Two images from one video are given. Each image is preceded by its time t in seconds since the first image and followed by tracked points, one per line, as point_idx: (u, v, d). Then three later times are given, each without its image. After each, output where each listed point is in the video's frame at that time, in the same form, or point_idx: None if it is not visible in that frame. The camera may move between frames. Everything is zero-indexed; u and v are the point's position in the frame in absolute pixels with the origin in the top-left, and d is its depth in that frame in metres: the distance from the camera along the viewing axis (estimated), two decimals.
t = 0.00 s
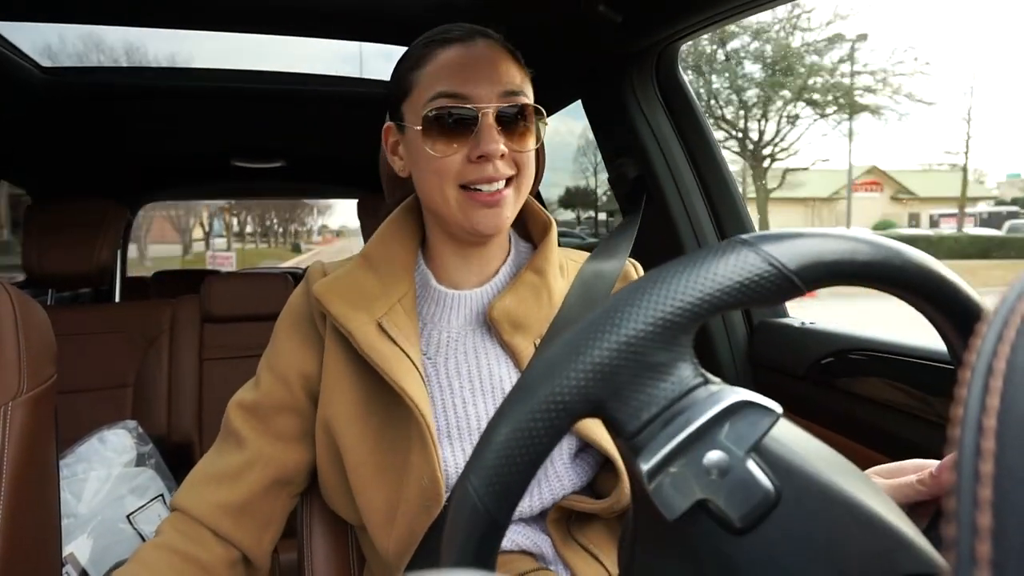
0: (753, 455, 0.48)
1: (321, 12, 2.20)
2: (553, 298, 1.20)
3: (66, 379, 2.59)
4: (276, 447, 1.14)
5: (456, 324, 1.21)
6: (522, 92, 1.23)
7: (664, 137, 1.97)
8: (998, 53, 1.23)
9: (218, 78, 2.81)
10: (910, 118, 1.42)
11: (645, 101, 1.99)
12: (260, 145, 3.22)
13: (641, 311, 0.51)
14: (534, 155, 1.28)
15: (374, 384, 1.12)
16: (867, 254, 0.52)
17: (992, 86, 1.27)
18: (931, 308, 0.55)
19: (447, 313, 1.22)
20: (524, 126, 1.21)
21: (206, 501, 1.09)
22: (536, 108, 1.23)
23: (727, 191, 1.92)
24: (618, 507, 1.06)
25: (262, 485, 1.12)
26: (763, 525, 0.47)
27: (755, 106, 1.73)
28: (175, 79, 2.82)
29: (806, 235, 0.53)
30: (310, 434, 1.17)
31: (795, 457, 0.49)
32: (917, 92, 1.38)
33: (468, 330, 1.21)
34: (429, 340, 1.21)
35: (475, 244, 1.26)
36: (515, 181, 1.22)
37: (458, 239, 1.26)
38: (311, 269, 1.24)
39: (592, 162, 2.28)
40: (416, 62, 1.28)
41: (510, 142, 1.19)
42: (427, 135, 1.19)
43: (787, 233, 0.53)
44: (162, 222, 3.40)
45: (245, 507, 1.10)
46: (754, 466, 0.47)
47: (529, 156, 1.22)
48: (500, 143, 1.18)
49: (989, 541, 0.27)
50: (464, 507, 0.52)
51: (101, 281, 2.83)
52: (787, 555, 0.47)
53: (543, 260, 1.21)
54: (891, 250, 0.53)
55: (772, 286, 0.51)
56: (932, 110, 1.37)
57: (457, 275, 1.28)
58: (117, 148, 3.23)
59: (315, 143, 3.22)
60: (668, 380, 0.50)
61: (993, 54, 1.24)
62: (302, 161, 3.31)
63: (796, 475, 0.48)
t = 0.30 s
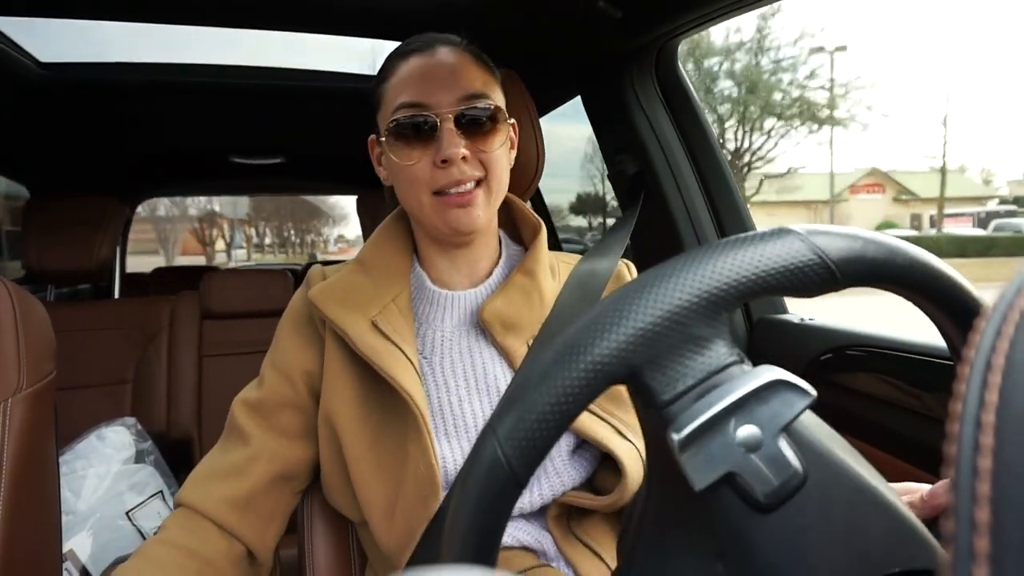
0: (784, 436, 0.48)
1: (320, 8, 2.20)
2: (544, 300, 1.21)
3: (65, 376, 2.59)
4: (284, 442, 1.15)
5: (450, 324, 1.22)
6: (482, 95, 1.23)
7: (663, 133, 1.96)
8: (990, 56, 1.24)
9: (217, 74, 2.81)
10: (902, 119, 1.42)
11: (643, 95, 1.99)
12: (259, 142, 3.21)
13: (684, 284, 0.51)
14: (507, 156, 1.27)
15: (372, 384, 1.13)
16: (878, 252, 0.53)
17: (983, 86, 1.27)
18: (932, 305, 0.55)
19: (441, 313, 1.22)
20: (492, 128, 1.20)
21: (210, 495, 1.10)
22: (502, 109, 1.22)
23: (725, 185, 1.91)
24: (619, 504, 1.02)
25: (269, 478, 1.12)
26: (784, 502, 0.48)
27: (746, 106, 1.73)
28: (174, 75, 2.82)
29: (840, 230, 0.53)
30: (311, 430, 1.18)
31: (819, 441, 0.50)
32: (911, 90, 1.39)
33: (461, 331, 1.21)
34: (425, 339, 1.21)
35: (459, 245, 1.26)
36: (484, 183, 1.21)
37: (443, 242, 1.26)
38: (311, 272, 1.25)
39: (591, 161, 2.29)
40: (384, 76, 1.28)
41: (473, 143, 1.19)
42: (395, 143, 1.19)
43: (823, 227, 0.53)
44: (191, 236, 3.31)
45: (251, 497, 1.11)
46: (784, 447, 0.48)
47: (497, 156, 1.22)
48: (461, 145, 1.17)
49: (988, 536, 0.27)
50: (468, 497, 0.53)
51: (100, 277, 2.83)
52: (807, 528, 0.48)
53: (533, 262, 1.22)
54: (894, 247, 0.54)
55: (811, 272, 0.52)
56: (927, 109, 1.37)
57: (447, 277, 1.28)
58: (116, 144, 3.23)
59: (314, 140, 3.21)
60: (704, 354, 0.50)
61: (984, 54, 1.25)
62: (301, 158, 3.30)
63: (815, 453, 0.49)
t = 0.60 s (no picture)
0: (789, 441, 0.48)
1: (321, 12, 2.20)
2: (542, 296, 1.20)
3: (66, 380, 2.59)
4: (276, 443, 1.15)
5: (445, 322, 1.21)
6: (496, 96, 1.23)
7: (663, 137, 1.96)
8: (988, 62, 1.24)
9: (218, 78, 2.81)
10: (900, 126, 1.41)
11: (643, 98, 1.99)
12: (260, 146, 3.21)
13: (692, 286, 0.51)
14: (514, 159, 1.27)
15: (369, 381, 1.13)
16: (877, 258, 0.52)
17: (982, 95, 1.26)
18: (931, 310, 0.55)
19: (436, 310, 1.22)
20: (501, 128, 1.20)
21: (209, 497, 1.10)
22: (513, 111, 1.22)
23: (725, 188, 1.91)
24: (614, 499, 1.02)
25: (261, 479, 1.12)
26: (784, 505, 0.48)
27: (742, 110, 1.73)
28: (176, 80, 2.83)
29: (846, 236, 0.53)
30: (306, 429, 1.17)
31: (823, 444, 0.50)
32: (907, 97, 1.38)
33: (457, 329, 1.21)
34: (420, 336, 1.20)
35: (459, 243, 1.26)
36: (488, 184, 1.21)
37: (443, 240, 1.26)
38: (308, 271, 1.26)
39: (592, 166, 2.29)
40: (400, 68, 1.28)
41: (481, 143, 1.19)
42: (403, 134, 1.19)
43: (830, 233, 0.53)
44: (218, 252, 3.37)
45: (248, 499, 1.11)
46: (789, 451, 0.47)
47: (504, 157, 1.21)
48: (469, 143, 1.17)
49: (990, 541, 0.27)
50: (469, 497, 0.52)
51: (99, 281, 2.83)
52: (808, 530, 0.48)
53: (531, 259, 1.22)
54: (892, 252, 0.53)
55: (819, 277, 0.52)
56: (925, 115, 1.36)
57: (445, 273, 1.28)
58: (117, 149, 3.24)
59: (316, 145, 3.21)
60: (710, 356, 0.50)
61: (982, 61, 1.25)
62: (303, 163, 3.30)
63: (816, 455, 0.49)
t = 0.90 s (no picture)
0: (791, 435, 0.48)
1: (320, 8, 2.20)
2: (538, 296, 1.20)
3: (66, 376, 2.59)
4: (277, 440, 1.15)
5: (443, 321, 1.22)
6: (480, 97, 1.23)
7: (662, 132, 1.97)
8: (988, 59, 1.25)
9: (216, 74, 2.81)
10: (896, 122, 1.41)
11: (643, 92, 1.99)
12: (259, 142, 3.21)
13: (696, 280, 0.51)
14: (502, 158, 1.27)
15: (366, 380, 1.13)
16: (880, 255, 0.53)
17: (979, 89, 1.27)
18: (931, 305, 0.55)
19: (434, 310, 1.22)
20: (488, 129, 1.21)
21: (211, 493, 1.10)
22: (497, 111, 1.23)
23: (724, 183, 1.91)
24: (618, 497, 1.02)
25: (263, 475, 1.12)
26: (785, 499, 0.48)
27: (737, 109, 1.73)
28: (174, 75, 2.83)
29: (851, 233, 0.53)
30: (308, 426, 1.18)
31: (824, 438, 0.50)
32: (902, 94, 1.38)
33: (454, 328, 1.21)
34: (418, 336, 1.20)
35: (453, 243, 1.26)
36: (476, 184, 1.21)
37: (438, 241, 1.26)
38: (306, 273, 1.26)
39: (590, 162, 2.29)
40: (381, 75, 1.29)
41: (467, 144, 1.19)
42: (392, 140, 1.20)
43: (835, 229, 0.53)
44: (243, 248, 3.23)
45: (249, 495, 1.11)
46: (790, 445, 0.48)
47: (491, 157, 1.22)
48: (454, 144, 1.18)
49: (988, 535, 0.27)
50: (469, 492, 0.52)
51: (100, 278, 2.83)
52: (809, 523, 0.48)
53: (527, 259, 1.22)
54: (895, 249, 0.53)
55: (823, 272, 0.52)
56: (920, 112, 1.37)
57: (440, 273, 1.28)
58: (117, 145, 3.24)
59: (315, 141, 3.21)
60: (714, 350, 0.50)
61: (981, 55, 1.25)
62: (302, 159, 3.30)
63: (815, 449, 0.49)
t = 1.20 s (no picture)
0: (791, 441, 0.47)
1: (321, 15, 2.20)
2: (541, 298, 1.20)
3: (68, 381, 2.60)
4: (276, 446, 1.14)
5: (444, 326, 1.21)
6: (518, 107, 1.25)
7: (663, 134, 1.97)
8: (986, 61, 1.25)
9: (217, 79, 2.82)
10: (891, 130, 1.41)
11: (644, 96, 1.99)
12: (260, 147, 3.21)
13: (695, 284, 0.51)
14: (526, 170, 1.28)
15: (367, 385, 1.13)
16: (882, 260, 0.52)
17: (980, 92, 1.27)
18: (933, 311, 0.55)
19: (436, 315, 1.22)
20: (523, 139, 1.22)
21: (211, 498, 1.10)
22: (535, 123, 1.24)
23: (726, 186, 1.91)
24: (617, 504, 1.02)
25: (264, 480, 1.12)
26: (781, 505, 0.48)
27: (739, 113, 1.73)
28: (176, 80, 2.84)
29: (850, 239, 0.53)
30: (309, 432, 1.17)
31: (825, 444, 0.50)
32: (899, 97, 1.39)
33: (457, 333, 1.20)
34: (420, 341, 1.20)
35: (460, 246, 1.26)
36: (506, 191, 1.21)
37: (451, 242, 1.26)
38: (307, 277, 1.26)
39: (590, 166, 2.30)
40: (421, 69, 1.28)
41: (505, 150, 1.20)
42: (429, 134, 1.19)
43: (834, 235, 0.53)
44: (269, 250, 3.18)
45: (250, 499, 1.11)
46: (792, 451, 0.47)
47: (521, 167, 1.23)
48: (494, 149, 1.18)
49: (992, 542, 0.27)
50: (469, 498, 0.52)
51: (102, 282, 2.83)
52: (807, 530, 0.48)
53: (531, 264, 1.22)
54: (895, 254, 0.53)
55: (824, 276, 0.51)
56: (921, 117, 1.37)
57: (446, 277, 1.28)
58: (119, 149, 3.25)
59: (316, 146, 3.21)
60: (715, 355, 0.50)
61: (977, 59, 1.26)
62: (304, 164, 3.30)
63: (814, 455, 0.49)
